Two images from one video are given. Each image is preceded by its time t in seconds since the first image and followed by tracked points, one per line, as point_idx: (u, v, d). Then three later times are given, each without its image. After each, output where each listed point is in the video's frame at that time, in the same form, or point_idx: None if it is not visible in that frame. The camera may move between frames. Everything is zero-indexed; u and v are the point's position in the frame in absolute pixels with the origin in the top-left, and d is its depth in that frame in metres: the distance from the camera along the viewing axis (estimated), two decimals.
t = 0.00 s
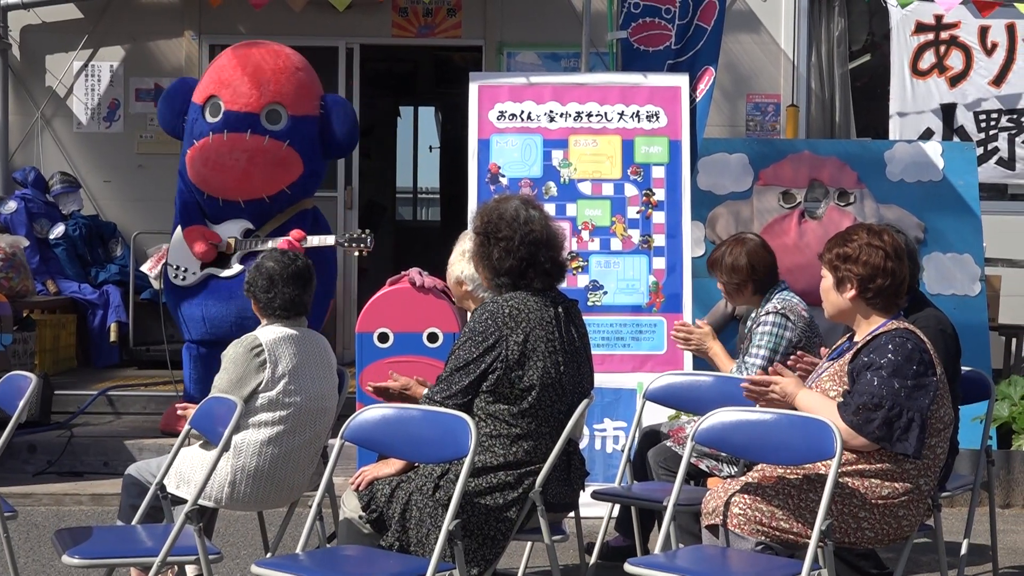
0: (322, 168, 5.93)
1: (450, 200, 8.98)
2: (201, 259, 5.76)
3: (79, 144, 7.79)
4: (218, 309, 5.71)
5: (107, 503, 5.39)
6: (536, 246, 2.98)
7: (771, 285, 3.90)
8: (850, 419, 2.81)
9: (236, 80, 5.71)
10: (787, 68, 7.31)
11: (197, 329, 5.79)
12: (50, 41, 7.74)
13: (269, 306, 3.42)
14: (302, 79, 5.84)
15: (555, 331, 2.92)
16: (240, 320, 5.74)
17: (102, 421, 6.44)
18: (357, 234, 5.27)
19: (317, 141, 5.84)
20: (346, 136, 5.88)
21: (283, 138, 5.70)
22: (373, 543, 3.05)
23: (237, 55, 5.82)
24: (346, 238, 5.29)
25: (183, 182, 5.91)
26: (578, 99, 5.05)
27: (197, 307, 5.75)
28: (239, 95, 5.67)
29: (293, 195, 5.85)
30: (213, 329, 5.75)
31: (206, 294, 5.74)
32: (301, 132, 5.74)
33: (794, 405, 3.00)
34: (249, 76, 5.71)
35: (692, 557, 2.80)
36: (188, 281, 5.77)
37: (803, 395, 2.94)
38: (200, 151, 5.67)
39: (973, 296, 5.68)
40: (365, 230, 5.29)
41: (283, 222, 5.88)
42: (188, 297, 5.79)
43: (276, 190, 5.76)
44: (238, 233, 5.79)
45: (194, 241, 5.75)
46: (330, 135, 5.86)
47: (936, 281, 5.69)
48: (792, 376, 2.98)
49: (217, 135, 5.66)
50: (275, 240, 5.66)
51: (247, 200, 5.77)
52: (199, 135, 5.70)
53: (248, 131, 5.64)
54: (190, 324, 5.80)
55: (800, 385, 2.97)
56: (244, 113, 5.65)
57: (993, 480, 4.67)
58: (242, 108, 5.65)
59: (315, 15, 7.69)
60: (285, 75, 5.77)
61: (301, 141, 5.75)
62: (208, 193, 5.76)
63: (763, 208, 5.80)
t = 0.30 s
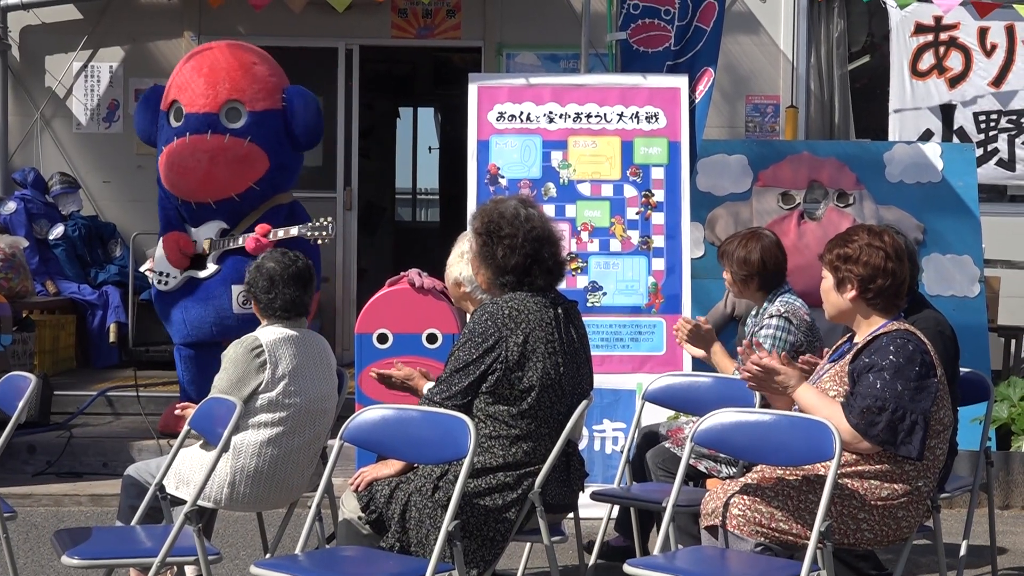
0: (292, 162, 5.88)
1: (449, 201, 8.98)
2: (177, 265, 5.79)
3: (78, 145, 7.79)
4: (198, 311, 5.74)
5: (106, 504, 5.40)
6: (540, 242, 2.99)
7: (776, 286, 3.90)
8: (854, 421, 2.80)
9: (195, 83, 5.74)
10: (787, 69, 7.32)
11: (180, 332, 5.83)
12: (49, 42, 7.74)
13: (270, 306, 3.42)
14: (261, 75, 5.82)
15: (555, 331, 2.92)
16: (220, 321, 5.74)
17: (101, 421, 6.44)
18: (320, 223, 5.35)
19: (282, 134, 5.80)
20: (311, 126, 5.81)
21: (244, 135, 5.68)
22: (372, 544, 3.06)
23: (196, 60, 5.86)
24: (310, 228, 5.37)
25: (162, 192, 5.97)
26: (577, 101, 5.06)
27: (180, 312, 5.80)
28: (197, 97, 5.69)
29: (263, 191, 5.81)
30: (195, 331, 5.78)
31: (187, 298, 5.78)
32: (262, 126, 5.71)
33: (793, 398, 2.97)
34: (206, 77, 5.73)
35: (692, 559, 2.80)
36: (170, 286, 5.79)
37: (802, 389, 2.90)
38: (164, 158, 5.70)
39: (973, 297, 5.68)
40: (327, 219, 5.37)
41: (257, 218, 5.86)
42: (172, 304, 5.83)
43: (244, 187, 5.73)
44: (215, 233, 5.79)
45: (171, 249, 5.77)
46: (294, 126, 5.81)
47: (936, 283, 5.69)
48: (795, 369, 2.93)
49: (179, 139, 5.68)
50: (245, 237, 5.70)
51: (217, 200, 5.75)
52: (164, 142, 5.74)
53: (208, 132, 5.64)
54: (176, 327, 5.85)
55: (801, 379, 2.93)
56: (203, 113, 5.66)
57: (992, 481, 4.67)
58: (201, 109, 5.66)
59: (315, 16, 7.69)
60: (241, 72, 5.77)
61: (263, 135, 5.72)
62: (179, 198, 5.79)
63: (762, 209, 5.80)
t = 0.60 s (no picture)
0: (294, 158, 5.88)
1: (450, 201, 8.98)
2: (184, 262, 5.83)
3: (78, 145, 7.79)
4: (201, 309, 5.77)
5: (106, 504, 5.39)
6: (540, 242, 3.00)
7: (777, 284, 3.90)
8: (850, 413, 2.81)
9: (197, 80, 5.75)
10: (787, 71, 7.32)
11: (187, 329, 5.86)
12: (50, 42, 7.74)
13: (270, 307, 3.42)
14: (263, 71, 5.81)
15: (555, 333, 2.92)
16: (221, 318, 5.75)
17: (101, 421, 6.44)
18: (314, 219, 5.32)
19: (283, 130, 5.79)
20: (312, 122, 5.79)
21: (245, 131, 5.67)
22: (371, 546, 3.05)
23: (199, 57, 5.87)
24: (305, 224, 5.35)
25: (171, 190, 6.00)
26: (577, 102, 5.06)
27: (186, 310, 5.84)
28: (198, 94, 5.70)
29: (265, 187, 5.80)
30: (200, 329, 5.81)
31: (191, 295, 5.81)
32: (263, 122, 5.71)
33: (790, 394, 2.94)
34: (208, 74, 5.73)
35: (691, 560, 2.80)
36: (177, 283, 5.83)
37: (799, 384, 2.89)
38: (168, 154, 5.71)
39: (972, 299, 5.68)
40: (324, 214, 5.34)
41: (259, 214, 5.85)
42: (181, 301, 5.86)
43: (245, 184, 5.72)
44: (217, 231, 5.81)
45: (176, 245, 5.79)
46: (296, 122, 5.80)
47: (935, 285, 5.69)
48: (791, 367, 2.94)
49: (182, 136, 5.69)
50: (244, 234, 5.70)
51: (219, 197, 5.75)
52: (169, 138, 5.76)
53: (209, 129, 5.64)
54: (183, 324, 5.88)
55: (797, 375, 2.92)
56: (204, 110, 5.66)
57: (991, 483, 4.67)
58: (202, 106, 5.67)
59: (315, 16, 7.69)
60: (242, 68, 5.76)
61: (263, 131, 5.71)
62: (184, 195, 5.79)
63: (762, 211, 5.80)
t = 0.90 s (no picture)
0: (323, 168, 5.88)
1: (448, 203, 8.98)
2: (202, 261, 5.83)
3: (76, 147, 7.78)
4: (216, 311, 5.77)
5: (103, 506, 5.38)
6: (536, 245, 2.99)
7: (772, 284, 3.90)
8: (836, 395, 2.81)
9: (234, 79, 5.73)
10: (785, 73, 7.27)
11: (203, 329, 5.86)
12: (47, 43, 7.73)
13: (271, 307, 3.42)
14: (301, 78, 5.80)
15: (553, 335, 2.92)
16: (236, 322, 5.75)
17: (98, 423, 6.43)
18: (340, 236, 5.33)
19: (316, 140, 5.80)
20: (345, 135, 5.80)
21: (277, 137, 5.67)
22: (369, 547, 3.06)
23: (238, 55, 5.85)
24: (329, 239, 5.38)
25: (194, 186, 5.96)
26: (575, 104, 5.06)
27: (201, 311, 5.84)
28: (235, 94, 5.68)
29: (291, 195, 5.81)
30: (215, 331, 5.81)
31: (209, 295, 5.81)
32: (296, 130, 5.71)
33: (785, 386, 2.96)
34: (246, 75, 5.72)
35: (688, 562, 2.81)
36: (194, 282, 5.84)
37: (794, 377, 2.92)
38: (198, 150, 5.68)
39: (970, 301, 5.69)
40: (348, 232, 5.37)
41: (281, 221, 5.87)
42: (198, 301, 5.85)
43: (272, 190, 5.72)
44: (239, 233, 5.83)
45: (197, 244, 5.80)
46: (330, 132, 5.81)
47: (933, 288, 5.70)
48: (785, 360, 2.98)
49: (214, 134, 5.67)
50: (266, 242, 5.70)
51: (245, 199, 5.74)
52: (200, 134, 5.73)
53: (242, 130, 5.63)
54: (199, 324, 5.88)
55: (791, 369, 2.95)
56: (239, 111, 5.65)
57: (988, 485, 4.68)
58: (237, 106, 5.65)
59: (313, 18, 7.69)
60: (282, 73, 5.76)
61: (296, 139, 5.71)
62: (209, 193, 5.77)
63: (760, 213, 5.80)
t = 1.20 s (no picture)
0: (340, 179, 5.85)
1: (445, 206, 8.99)
2: (211, 265, 5.83)
3: (74, 150, 7.78)
4: (221, 314, 5.77)
5: (101, 509, 5.38)
6: (530, 249, 2.99)
7: (772, 287, 3.90)
8: (832, 399, 2.81)
9: (257, 84, 5.73)
10: (782, 77, 7.25)
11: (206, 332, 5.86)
12: (44, 46, 7.74)
13: (270, 310, 3.42)
14: (323, 88, 5.78)
15: (551, 339, 2.92)
16: (241, 326, 5.77)
17: (96, 427, 6.43)
18: (353, 251, 5.37)
19: (334, 151, 5.77)
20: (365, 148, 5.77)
21: (296, 146, 5.67)
22: (367, 550, 3.08)
23: (265, 60, 5.84)
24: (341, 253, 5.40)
25: (208, 187, 6.00)
26: (573, 107, 5.06)
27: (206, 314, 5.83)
28: (256, 100, 5.68)
29: (306, 204, 5.81)
30: (218, 334, 5.82)
31: (216, 297, 5.81)
32: (314, 140, 5.69)
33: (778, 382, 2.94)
34: (269, 81, 5.72)
35: (685, 565, 2.81)
36: (201, 284, 5.83)
37: (787, 373, 2.89)
38: (215, 153, 5.71)
39: (968, 304, 5.70)
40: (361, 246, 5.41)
41: (293, 229, 5.87)
42: (203, 303, 5.84)
43: (287, 198, 5.74)
44: (250, 239, 5.85)
45: (206, 248, 5.82)
46: (349, 145, 5.77)
47: (931, 291, 5.71)
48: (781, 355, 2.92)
49: (233, 138, 5.69)
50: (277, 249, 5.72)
51: (259, 205, 5.77)
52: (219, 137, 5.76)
53: (261, 137, 5.64)
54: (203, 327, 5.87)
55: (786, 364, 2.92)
56: (259, 118, 5.65)
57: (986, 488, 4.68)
58: (257, 112, 5.66)
59: (311, 22, 7.69)
60: (305, 82, 5.74)
61: (314, 149, 5.70)
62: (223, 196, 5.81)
63: (758, 216, 5.80)
